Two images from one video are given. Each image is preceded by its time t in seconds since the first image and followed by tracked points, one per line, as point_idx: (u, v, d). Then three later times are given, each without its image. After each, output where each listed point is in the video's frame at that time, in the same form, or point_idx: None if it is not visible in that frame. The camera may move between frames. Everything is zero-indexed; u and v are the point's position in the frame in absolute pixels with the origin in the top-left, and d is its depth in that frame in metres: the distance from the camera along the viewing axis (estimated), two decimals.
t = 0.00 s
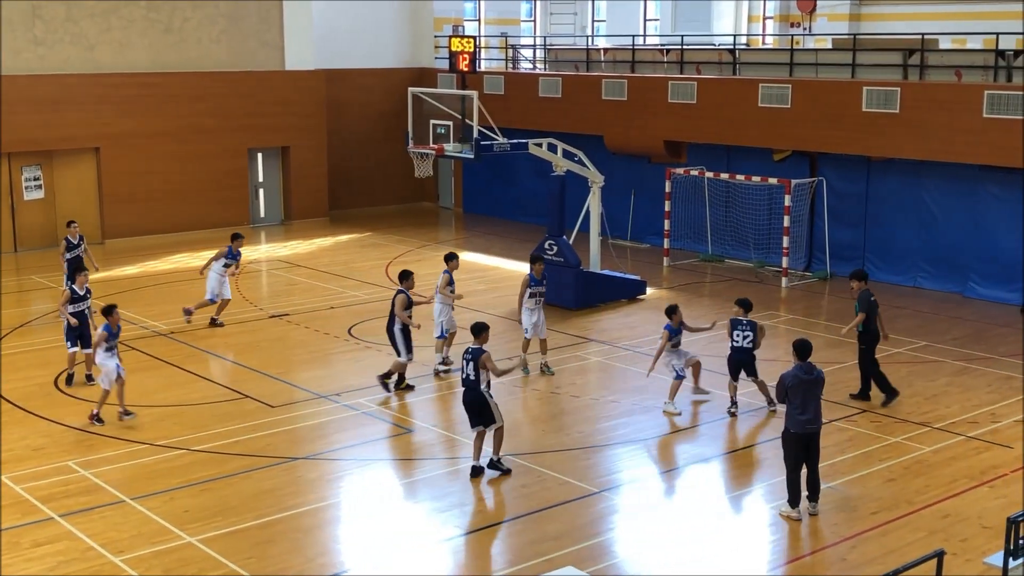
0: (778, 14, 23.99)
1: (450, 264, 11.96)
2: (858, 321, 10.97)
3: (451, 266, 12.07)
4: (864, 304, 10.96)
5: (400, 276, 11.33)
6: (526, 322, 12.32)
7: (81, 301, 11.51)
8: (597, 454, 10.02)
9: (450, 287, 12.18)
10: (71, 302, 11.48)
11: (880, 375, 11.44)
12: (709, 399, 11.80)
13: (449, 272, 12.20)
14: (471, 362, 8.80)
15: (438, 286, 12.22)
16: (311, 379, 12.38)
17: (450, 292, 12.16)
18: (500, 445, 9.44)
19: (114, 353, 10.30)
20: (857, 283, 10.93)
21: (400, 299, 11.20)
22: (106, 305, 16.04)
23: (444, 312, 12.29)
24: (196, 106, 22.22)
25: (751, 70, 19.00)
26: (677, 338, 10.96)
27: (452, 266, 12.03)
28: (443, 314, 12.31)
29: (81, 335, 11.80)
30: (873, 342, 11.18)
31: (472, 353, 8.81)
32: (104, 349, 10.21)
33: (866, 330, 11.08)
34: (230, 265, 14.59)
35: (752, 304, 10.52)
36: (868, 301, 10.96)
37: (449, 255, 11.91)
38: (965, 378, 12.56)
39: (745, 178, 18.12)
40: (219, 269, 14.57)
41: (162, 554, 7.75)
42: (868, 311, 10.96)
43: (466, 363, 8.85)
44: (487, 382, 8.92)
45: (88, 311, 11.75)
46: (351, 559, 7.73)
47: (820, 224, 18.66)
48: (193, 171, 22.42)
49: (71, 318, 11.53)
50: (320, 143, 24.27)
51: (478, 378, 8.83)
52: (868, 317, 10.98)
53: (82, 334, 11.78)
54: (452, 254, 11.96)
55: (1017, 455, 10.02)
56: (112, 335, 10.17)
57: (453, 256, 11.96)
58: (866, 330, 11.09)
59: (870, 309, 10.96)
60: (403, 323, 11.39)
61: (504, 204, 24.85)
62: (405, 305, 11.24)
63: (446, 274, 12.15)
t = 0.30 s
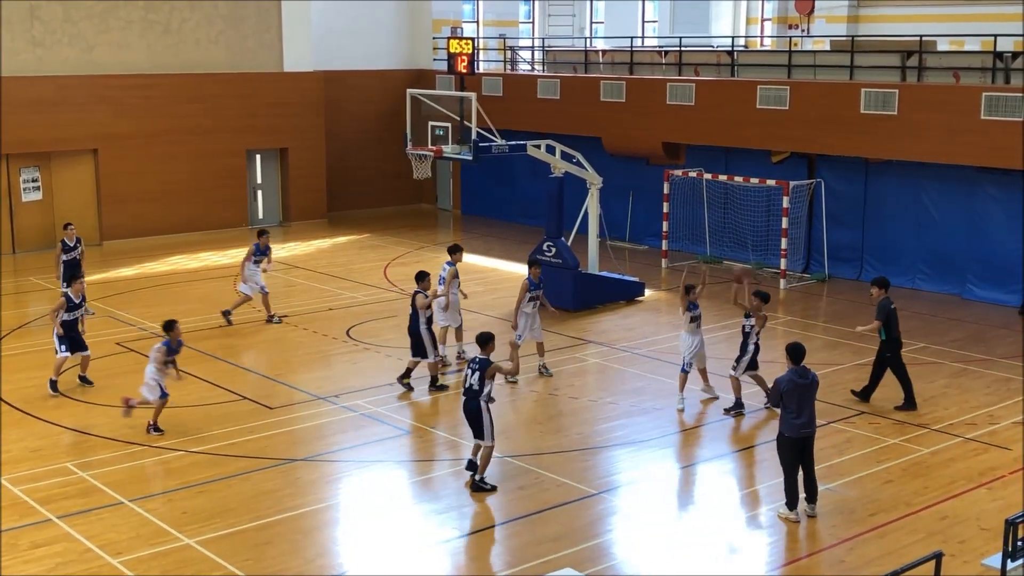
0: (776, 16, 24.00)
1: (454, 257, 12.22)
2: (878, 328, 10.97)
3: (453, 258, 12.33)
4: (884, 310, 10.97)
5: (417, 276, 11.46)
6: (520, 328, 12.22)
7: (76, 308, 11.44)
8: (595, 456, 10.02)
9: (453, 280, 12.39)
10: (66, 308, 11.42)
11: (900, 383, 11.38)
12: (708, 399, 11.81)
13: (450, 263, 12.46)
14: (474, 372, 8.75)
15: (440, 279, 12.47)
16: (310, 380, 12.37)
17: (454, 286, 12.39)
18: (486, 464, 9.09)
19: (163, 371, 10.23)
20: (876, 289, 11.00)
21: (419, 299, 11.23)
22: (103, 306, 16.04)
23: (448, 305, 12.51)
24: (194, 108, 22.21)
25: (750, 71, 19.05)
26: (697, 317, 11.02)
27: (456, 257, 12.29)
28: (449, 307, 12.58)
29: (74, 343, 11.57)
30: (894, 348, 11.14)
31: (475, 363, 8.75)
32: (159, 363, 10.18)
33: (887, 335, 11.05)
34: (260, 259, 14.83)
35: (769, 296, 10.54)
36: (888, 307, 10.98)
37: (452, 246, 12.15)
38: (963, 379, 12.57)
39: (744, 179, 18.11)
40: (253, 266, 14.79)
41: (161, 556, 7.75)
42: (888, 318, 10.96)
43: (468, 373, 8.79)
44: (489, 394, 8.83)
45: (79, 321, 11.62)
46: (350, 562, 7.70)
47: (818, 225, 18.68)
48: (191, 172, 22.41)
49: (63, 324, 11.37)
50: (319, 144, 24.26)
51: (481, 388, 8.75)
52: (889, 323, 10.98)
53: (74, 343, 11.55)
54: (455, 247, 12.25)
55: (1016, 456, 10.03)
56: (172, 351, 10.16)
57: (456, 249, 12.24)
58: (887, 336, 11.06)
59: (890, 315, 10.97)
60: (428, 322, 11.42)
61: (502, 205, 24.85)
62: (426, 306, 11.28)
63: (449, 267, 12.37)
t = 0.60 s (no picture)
0: (780, 17, 23.95)
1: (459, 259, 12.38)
2: (900, 330, 10.91)
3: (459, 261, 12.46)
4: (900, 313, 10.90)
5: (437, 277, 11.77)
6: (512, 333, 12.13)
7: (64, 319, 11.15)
8: (598, 458, 10.02)
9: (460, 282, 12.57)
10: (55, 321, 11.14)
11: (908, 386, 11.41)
12: (712, 402, 11.79)
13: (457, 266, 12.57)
14: (479, 378, 8.75)
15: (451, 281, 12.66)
16: (313, 382, 12.38)
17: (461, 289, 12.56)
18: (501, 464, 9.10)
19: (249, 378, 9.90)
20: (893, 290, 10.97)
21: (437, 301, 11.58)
22: (107, 307, 16.07)
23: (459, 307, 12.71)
24: (197, 110, 22.24)
25: (754, 73, 19.06)
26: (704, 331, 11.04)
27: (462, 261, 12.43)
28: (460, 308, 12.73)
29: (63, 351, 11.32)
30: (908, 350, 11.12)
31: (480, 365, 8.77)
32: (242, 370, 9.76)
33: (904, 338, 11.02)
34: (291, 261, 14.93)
35: (766, 302, 10.45)
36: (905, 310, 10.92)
37: (455, 250, 12.28)
38: (967, 382, 12.55)
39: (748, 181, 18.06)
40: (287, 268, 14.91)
41: (163, 557, 7.75)
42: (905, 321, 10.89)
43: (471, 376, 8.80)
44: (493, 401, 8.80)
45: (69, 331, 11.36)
46: (352, 564, 7.70)
47: (822, 228, 18.66)
48: (195, 173, 22.44)
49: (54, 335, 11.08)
50: (322, 146, 24.29)
51: (485, 394, 8.74)
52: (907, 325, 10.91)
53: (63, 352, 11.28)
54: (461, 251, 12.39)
55: (1019, 459, 10.01)
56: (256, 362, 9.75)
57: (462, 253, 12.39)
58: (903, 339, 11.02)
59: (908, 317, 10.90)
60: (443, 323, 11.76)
61: (506, 207, 24.86)
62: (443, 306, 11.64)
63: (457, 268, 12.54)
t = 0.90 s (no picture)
0: (795, 19, 23.88)
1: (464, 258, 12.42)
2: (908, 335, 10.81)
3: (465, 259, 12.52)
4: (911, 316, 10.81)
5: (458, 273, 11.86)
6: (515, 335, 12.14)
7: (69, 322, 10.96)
8: (611, 460, 10.01)
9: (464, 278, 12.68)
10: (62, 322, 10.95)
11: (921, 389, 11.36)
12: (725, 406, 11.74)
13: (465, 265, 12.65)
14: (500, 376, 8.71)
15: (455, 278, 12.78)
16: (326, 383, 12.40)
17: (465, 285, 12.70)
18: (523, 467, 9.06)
19: (348, 381, 9.75)
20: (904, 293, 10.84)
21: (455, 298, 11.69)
22: (122, 308, 16.14)
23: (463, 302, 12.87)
24: (212, 111, 22.33)
25: (769, 75, 19.02)
26: (712, 333, 10.89)
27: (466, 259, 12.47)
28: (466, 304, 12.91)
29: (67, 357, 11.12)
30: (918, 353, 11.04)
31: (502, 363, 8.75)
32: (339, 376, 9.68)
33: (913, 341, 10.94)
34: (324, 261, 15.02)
35: (760, 309, 10.29)
36: (916, 314, 10.77)
37: (459, 247, 12.36)
38: (981, 386, 12.48)
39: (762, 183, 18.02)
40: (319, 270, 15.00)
41: (177, 557, 7.78)
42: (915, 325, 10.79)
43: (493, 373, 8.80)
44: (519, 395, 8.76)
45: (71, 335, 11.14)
46: (366, 565, 7.71)
47: (837, 231, 18.58)
48: (209, 175, 22.53)
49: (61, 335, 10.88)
50: (336, 148, 24.35)
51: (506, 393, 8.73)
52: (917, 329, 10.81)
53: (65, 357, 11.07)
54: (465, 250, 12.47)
55: None
56: (349, 362, 9.62)
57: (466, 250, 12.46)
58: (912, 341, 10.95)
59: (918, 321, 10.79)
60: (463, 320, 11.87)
61: (519, 209, 24.87)
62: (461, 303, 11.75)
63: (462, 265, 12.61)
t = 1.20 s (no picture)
0: (811, 21, 23.78)
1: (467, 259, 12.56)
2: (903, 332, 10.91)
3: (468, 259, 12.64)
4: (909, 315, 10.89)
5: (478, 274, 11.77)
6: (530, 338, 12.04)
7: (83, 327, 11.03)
8: (625, 462, 9.98)
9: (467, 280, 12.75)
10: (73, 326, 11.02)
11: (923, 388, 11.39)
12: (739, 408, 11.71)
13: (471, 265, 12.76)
14: (525, 378, 8.72)
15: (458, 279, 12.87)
16: (341, 385, 12.43)
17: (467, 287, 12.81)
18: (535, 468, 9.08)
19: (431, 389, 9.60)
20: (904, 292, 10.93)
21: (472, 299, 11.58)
22: (139, 309, 16.22)
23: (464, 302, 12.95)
24: (228, 113, 22.42)
25: (784, 77, 18.95)
26: (719, 345, 10.76)
27: (469, 258, 12.58)
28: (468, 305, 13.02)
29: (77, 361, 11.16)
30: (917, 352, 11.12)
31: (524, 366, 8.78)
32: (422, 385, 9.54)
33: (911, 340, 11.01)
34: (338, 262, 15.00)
35: (745, 315, 10.22)
36: (913, 311, 10.88)
37: (462, 247, 12.49)
38: (997, 389, 12.39)
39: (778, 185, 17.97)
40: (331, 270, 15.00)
41: (192, 558, 7.81)
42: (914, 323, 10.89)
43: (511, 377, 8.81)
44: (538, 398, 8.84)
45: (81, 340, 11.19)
46: (380, 566, 7.73)
47: (853, 233, 18.47)
48: (225, 177, 22.63)
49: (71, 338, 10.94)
50: (351, 149, 24.40)
51: (529, 394, 8.75)
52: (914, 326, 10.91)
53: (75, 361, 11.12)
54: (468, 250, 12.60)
55: None
56: (429, 371, 9.41)
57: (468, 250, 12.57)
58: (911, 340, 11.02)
59: (915, 319, 10.89)
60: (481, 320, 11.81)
61: (533, 211, 24.87)
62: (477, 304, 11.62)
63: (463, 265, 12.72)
